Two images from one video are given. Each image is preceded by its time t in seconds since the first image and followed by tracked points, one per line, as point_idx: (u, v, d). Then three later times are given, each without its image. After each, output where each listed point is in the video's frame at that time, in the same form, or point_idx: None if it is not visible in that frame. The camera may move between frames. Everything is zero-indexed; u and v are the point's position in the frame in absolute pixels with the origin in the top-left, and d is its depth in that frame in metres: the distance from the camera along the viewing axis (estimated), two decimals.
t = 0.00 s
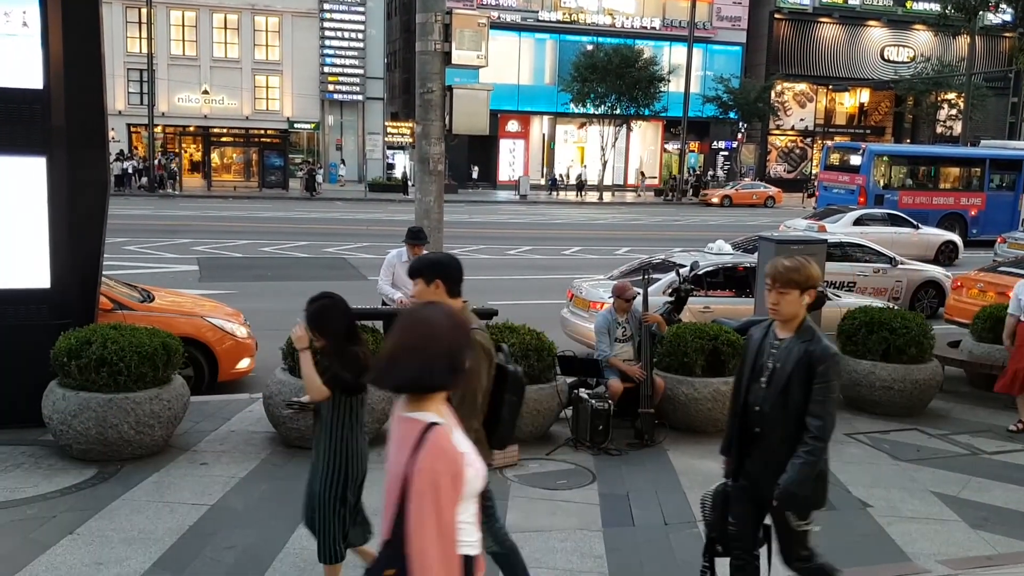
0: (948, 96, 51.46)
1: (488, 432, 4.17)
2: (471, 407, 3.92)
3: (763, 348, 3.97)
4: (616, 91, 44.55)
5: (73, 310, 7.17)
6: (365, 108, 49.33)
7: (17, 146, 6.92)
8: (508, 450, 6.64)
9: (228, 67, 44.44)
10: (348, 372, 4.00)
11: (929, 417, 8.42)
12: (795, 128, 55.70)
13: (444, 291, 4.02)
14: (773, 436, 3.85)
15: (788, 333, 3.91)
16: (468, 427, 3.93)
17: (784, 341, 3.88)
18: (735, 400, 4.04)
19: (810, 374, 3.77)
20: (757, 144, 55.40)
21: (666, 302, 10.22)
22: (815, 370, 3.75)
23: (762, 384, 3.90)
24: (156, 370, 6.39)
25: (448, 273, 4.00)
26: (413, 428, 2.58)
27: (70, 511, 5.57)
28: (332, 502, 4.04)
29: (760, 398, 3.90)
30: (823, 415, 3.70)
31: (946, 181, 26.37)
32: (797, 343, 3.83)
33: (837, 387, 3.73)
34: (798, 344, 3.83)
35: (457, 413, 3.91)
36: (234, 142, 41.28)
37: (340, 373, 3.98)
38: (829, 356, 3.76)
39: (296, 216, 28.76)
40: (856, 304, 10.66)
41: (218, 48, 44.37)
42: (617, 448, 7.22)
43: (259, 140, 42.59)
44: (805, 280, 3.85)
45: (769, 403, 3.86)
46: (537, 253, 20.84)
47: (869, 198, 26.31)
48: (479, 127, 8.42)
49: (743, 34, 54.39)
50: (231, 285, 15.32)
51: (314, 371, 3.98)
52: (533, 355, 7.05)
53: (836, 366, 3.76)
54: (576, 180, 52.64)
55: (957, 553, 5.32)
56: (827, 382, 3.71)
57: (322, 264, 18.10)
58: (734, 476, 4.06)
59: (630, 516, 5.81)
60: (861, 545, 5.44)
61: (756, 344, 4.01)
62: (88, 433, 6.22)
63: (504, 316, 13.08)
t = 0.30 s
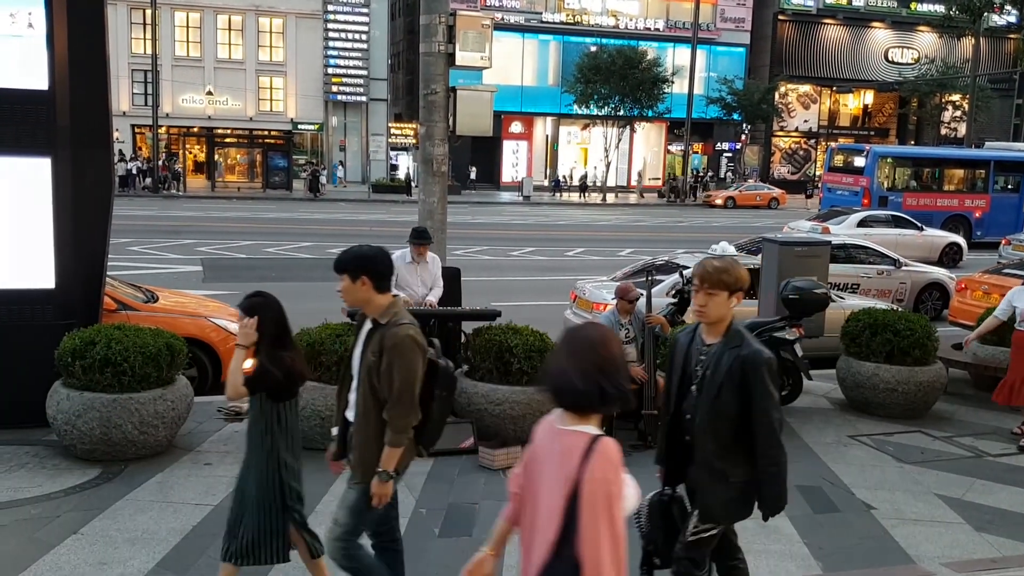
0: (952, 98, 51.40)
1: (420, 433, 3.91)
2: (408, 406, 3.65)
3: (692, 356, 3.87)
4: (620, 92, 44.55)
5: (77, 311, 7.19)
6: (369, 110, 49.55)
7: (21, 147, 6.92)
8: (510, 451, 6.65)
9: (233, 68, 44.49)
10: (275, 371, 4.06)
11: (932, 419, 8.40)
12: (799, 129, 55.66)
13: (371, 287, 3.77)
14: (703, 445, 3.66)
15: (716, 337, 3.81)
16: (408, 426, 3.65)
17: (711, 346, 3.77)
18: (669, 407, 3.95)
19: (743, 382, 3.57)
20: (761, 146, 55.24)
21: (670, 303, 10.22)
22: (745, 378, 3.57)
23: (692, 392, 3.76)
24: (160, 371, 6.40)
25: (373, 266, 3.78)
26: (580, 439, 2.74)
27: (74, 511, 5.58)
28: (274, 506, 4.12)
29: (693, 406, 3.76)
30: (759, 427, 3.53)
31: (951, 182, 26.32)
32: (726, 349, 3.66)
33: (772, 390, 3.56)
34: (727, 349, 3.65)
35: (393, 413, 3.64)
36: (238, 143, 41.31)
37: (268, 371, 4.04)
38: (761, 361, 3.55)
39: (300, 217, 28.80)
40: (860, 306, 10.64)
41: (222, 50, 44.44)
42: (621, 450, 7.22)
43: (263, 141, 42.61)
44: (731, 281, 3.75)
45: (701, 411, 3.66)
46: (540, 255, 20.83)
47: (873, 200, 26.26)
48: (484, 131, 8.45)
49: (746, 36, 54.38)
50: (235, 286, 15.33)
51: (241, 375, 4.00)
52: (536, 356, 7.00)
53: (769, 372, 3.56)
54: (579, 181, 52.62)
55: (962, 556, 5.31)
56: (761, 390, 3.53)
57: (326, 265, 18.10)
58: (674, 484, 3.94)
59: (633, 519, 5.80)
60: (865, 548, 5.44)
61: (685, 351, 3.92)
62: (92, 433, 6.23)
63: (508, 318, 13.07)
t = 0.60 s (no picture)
0: (954, 98, 51.33)
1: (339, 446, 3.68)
2: (331, 423, 3.47)
3: (615, 356, 3.61)
4: (622, 92, 44.52)
5: (79, 311, 7.21)
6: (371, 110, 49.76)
7: (24, 147, 6.94)
8: (512, 451, 6.63)
9: (235, 68, 44.53)
10: (203, 366, 3.94)
11: (935, 419, 8.39)
12: (801, 129, 55.62)
13: (291, 296, 3.60)
14: (629, 456, 3.33)
15: (639, 338, 3.56)
16: (332, 443, 3.49)
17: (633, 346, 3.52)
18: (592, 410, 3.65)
19: (662, 385, 3.27)
20: (763, 146, 55.32)
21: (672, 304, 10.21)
22: (665, 382, 3.27)
23: (606, 393, 3.58)
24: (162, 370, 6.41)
25: (295, 275, 3.59)
26: (713, 425, 2.84)
27: (76, 510, 5.58)
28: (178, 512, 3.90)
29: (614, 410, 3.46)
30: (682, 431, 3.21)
31: (953, 183, 26.27)
32: (647, 350, 3.35)
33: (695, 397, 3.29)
34: (648, 350, 3.34)
35: (314, 430, 3.47)
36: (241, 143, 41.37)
37: (195, 365, 3.93)
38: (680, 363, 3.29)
39: (303, 217, 28.82)
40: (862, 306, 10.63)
41: (224, 49, 44.47)
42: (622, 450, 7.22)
43: (266, 141, 42.65)
44: (655, 279, 3.59)
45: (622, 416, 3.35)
46: (542, 255, 20.83)
47: (875, 200, 26.24)
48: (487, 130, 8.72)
49: (749, 36, 54.30)
50: (237, 286, 15.34)
51: (169, 372, 3.94)
52: (538, 356, 7.00)
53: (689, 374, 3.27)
54: (581, 182, 52.62)
55: (960, 557, 5.31)
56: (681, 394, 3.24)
57: (327, 265, 18.11)
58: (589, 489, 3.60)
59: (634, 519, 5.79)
60: (867, 547, 5.44)
61: (606, 351, 3.67)
62: (94, 433, 6.24)
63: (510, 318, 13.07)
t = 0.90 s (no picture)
0: (953, 99, 51.31)
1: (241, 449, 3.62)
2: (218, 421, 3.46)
3: (525, 365, 3.46)
4: (621, 94, 44.53)
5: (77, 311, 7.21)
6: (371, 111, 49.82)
7: (24, 148, 6.94)
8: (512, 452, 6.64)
9: (235, 69, 44.51)
10: (123, 373, 3.78)
11: (934, 420, 8.40)
12: (800, 131, 55.64)
13: (191, 288, 3.56)
14: (535, 465, 3.31)
15: (548, 347, 3.42)
16: (218, 440, 3.47)
17: (544, 357, 3.38)
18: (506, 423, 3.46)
19: (571, 395, 3.28)
20: (762, 147, 55.38)
21: (671, 305, 10.22)
22: (574, 392, 3.27)
23: (525, 405, 3.36)
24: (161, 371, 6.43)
25: (194, 266, 3.55)
26: (866, 438, 2.89)
27: (76, 512, 5.58)
28: (99, 520, 3.78)
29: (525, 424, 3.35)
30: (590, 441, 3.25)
31: (951, 184, 26.28)
32: (556, 358, 3.33)
33: (600, 406, 3.28)
34: (558, 360, 3.32)
35: (201, 425, 3.46)
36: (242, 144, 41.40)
37: (121, 370, 3.78)
38: (588, 372, 3.29)
39: (302, 218, 28.81)
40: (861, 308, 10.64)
41: (224, 50, 44.45)
42: (622, 451, 7.23)
43: (265, 142, 42.65)
44: (567, 283, 3.46)
45: (529, 428, 3.32)
46: (542, 256, 20.83)
47: (874, 201, 26.26)
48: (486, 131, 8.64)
49: (748, 37, 54.32)
50: (236, 287, 15.35)
51: (99, 410, 3.76)
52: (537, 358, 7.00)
53: (597, 384, 3.30)
54: (581, 183, 52.65)
55: (958, 557, 5.32)
56: (589, 404, 3.25)
57: (326, 266, 18.12)
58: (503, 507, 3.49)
59: (634, 520, 5.80)
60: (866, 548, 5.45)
61: (521, 361, 3.50)
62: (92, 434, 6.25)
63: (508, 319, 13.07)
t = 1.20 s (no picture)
0: (951, 100, 51.36)
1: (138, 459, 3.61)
2: (95, 423, 3.36)
3: (427, 355, 3.40)
4: (620, 94, 44.50)
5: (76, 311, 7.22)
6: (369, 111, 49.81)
7: (24, 150, 6.97)
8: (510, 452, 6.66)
9: (233, 69, 44.45)
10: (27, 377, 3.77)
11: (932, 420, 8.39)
12: (798, 131, 55.70)
13: (89, 293, 3.60)
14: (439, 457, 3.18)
15: (451, 337, 3.36)
16: (96, 448, 3.37)
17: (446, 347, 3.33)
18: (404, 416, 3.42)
19: (479, 387, 3.14)
20: (760, 148, 55.45)
21: (669, 306, 10.22)
22: (483, 382, 3.13)
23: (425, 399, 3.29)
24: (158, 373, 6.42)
25: (94, 272, 3.60)
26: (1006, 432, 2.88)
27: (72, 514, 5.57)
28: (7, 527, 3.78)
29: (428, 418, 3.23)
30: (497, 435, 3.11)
31: (949, 185, 26.28)
32: (463, 349, 3.20)
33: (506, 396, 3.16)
34: (465, 351, 3.19)
35: (80, 430, 3.36)
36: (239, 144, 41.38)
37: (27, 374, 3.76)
38: (496, 361, 3.15)
39: (300, 218, 28.77)
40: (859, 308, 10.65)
41: (222, 51, 44.41)
42: (620, 452, 7.23)
43: (263, 143, 42.64)
44: (473, 272, 3.36)
45: (433, 424, 3.18)
46: (540, 257, 20.82)
47: (872, 202, 26.29)
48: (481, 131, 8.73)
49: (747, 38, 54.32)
50: (235, 287, 15.34)
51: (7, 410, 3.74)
52: (536, 357, 7.01)
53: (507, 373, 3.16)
54: (579, 183, 52.68)
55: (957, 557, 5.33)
56: (497, 396, 3.11)
57: (324, 267, 18.10)
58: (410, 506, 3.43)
59: (633, 520, 5.80)
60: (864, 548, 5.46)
61: (421, 350, 3.44)
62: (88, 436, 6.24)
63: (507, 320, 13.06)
